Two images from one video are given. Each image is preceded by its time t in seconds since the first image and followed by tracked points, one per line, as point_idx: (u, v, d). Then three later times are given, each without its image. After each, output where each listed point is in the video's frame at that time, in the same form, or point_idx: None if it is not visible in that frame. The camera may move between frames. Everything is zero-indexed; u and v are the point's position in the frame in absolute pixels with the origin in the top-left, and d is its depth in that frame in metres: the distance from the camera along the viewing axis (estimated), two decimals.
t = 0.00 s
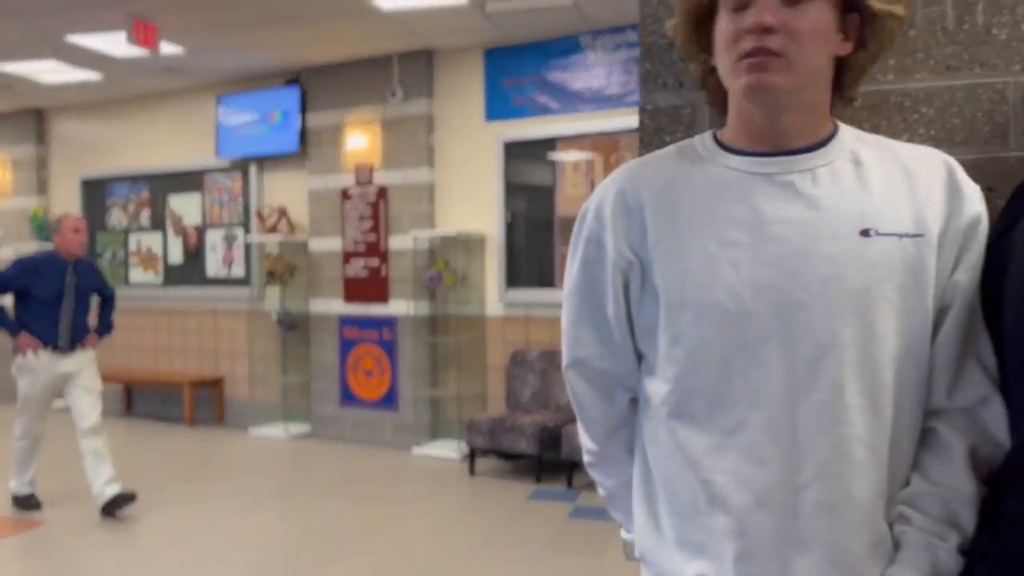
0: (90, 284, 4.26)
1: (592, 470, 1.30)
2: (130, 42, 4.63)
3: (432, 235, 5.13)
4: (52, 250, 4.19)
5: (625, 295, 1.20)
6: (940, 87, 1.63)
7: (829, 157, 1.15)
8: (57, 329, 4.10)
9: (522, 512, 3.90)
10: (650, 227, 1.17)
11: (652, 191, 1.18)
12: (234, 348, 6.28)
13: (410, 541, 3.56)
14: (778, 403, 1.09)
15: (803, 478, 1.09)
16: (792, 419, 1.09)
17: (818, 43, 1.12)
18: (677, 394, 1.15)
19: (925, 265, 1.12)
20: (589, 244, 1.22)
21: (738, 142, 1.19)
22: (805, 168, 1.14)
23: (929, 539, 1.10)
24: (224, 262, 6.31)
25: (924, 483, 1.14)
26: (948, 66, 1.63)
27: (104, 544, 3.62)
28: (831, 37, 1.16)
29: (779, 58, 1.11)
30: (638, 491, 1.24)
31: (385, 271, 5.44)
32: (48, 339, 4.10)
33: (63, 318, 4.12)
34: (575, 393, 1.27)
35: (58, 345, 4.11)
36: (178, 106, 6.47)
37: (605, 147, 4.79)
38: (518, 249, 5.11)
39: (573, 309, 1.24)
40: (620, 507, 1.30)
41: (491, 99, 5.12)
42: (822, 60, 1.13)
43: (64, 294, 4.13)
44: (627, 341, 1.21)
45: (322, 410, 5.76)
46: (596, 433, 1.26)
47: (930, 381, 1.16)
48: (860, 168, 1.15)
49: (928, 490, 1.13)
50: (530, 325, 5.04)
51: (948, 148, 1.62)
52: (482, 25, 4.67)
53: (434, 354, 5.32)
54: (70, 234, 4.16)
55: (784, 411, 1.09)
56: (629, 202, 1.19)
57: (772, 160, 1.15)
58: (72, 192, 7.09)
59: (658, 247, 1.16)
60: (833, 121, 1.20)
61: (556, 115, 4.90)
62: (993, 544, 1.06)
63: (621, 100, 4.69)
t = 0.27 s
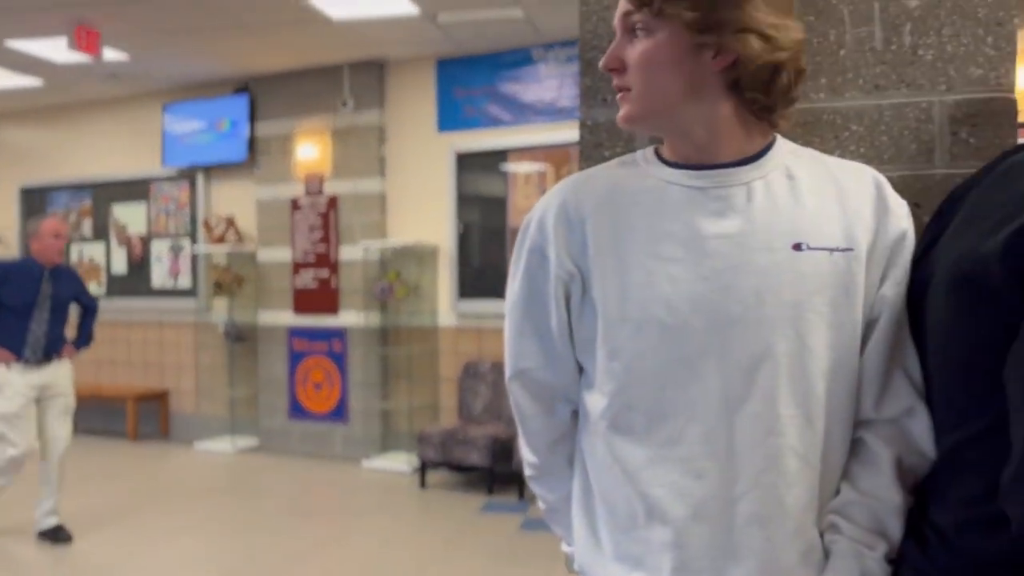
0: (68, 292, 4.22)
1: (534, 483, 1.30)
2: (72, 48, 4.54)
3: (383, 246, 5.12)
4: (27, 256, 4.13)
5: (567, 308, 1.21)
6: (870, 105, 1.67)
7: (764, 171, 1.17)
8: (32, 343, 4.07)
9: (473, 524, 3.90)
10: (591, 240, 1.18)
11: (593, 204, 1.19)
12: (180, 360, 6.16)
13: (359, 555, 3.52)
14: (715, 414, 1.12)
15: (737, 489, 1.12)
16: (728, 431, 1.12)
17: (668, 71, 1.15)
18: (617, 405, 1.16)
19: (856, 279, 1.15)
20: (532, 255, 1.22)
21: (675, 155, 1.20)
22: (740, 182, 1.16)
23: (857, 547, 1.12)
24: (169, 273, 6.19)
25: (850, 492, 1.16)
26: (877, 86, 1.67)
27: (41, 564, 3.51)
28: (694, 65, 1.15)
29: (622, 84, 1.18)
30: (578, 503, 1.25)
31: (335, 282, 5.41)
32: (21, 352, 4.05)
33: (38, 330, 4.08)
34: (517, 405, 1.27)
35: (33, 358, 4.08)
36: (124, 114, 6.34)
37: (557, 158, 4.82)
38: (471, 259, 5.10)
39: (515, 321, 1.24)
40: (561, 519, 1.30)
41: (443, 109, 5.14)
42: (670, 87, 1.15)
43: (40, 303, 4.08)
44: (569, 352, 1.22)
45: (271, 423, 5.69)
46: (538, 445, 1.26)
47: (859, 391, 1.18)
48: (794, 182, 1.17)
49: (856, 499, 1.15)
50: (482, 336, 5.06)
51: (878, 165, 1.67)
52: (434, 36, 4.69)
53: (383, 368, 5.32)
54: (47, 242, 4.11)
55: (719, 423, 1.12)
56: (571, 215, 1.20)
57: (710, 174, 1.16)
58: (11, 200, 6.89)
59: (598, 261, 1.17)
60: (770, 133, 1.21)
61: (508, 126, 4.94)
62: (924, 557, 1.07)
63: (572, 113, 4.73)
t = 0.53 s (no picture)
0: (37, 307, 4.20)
1: (477, 503, 1.28)
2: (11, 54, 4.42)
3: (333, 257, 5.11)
4: None
5: (511, 326, 1.20)
6: (808, 125, 1.68)
7: (704, 191, 1.18)
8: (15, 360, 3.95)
9: (425, 540, 3.87)
10: (535, 256, 1.18)
11: (537, 222, 1.20)
12: (123, 375, 6.00)
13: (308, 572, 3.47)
14: (656, 432, 1.12)
15: (679, 506, 1.12)
16: (669, 448, 1.13)
17: (604, 93, 1.15)
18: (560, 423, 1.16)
19: (794, 296, 1.16)
20: (476, 272, 1.21)
21: (616, 175, 1.20)
22: (680, 202, 1.17)
23: (796, 564, 1.12)
24: (113, 286, 6.03)
25: (789, 509, 1.16)
26: (815, 107, 1.69)
27: None
28: (629, 86, 1.14)
29: (560, 109, 1.18)
30: (521, 522, 1.23)
31: (285, 294, 5.37)
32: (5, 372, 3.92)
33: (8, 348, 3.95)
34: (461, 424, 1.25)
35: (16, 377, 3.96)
36: (67, 123, 6.19)
37: (511, 170, 4.82)
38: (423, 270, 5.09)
39: (459, 338, 1.23)
40: (505, 540, 1.29)
41: (396, 121, 5.12)
42: (607, 109, 1.15)
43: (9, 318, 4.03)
44: (513, 369, 1.22)
45: (218, 438, 5.59)
46: (482, 464, 1.25)
47: (796, 407, 1.18)
48: (733, 202, 1.19)
49: (795, 516, 1.15)
50: (436, 350, 5.04)
51: (816, 186, 1.68)
52: (386, 47, 4.68)
53: (336, 382, 5.23)
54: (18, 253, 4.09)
55: (661, 440, 1.12)
56: (515, 232, 1.20)
57: (650, 194, 1.17)
58: None
59: (541, 278, 1.17)
60: (710, 152, 1.23)
61: (462, 137, 4.95)
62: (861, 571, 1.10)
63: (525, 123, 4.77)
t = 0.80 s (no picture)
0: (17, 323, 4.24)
1: (427, 521, 1.28)
2: None
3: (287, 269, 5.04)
4: None
5: (461, 344, 1.21)
6: (752, 146, 1.66)
7: (650, 211, 1.20)
8: None
9: (379, 554, 3.86)
10: (485, 275, 1.19)
11: (487, 240, 1.21)
12: (70, 390, 5.85)
13: None
14: (603, 450, 1.14)
15: (626, 524, 1.13)
16: (615, 466, 1.14)
17: (552, 113, 1.16)
18: (508, 440, 1.17)
19: (738, 315, 1.17)
20: (426, 291, 1.22)
21: (566, 194, 1.21)
22: (627, 222, 1.19)
23: None
24: (60, 298, 5.88)
25: (735, 523, 1.18)
26: (759, 128, 1.66)
27: None
28: (576, 107, 1.16)
29: (508, 129, 1.19)
30: (470, 541, 1.23)
31: (239, 307, 5.33)
32: None
33: None
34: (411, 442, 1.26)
35: None
36: (13, 131, 6.05)
37: (467, 182, 4.84)
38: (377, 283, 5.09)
39: (410, 357, 1.24)
40: (455, 559, 1.28)
41: (353, 133, 5.13)
42: (555, 128, 1.16)
43: None
44: (463, 387, 1.22)
45: (170, 454, 5.51)
46: (432, 483, 1.25)
47: (740, 422, 1.20)
48: (679, 221, 1.20)
49: (739, 530, 1.17)
50: (392, 363, 5.06)
51: (760, 205, 1.66)
52: (342, 57, 4.69)
53: (289, 396, 5.23)
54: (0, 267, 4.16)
55: (608, 458, 1.14)
56: (464, 251, 1.21)
57: (597, 215, 1.19)
58: None
59: (491, 296, 1.18)
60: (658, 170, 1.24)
61: (418, 150, 4.96)
62: None
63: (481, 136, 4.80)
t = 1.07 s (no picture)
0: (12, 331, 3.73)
1: (383, 535, 1.28)
2: None
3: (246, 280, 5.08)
4: None
5: (418, 358, 1.21)
6: (703, 163, 1.68)
7: (605, 226, 1.21)
8: None
9: (336, 567, 3.84)
10: (442, 289, 1.19)
11: (444, 254, 1.21)
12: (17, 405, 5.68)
13: None
14: (559, 464, 1.15)
15: (581, 537, 1.15)
16: (572, 479, 1.15)
17: (509, 128, 1.16)
18: (465, 455, 1.17)
19: (690, 329, 1.19)
20: (383, 305, 1.22)
21: (523, 211, 1.21)
22: (584, 237, 1.19)
23: None
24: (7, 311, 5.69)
25: (686, 536, 1.20)
26: (710, 146, 1.68)
27: None
28: (532, 122, 1.16)
29: (466, 145, 1.19)
30: (426, 555, 1.23)
31: (195, 318, 5.25)
32: None
33: None
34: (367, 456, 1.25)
35: None
36: None
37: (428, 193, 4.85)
38: (336, 295, 5.07)
39: (367, 371, 1.23)
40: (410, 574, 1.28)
41: (312, 143, 5.11)
42: (511, 144, 1.16)
43: None
44: (419, 402, 1.22)
45: (123, 469, 5.40)
46: (388, 497, 1.25)
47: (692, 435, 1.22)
48: (634, 236, 1.22)
49: (691, 542, 1.19)
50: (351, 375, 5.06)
51: (712, 221, 1.68)
52: (301, 67, 4.68)
53: (245, 409, 5.19)
54: None
55: (563, 472, 1.15)
56: (423, 266, 1.21)
57: (556, 229, 1.19)
58: None
59: (448, 311, 1.18)
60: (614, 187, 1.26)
61: (378, 161, 4.96)
62: None
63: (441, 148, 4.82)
